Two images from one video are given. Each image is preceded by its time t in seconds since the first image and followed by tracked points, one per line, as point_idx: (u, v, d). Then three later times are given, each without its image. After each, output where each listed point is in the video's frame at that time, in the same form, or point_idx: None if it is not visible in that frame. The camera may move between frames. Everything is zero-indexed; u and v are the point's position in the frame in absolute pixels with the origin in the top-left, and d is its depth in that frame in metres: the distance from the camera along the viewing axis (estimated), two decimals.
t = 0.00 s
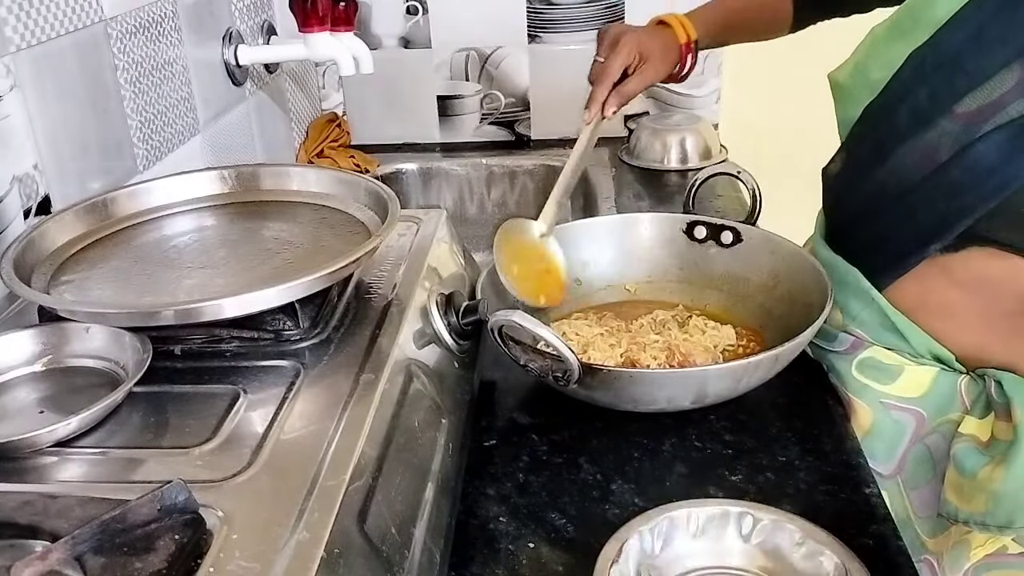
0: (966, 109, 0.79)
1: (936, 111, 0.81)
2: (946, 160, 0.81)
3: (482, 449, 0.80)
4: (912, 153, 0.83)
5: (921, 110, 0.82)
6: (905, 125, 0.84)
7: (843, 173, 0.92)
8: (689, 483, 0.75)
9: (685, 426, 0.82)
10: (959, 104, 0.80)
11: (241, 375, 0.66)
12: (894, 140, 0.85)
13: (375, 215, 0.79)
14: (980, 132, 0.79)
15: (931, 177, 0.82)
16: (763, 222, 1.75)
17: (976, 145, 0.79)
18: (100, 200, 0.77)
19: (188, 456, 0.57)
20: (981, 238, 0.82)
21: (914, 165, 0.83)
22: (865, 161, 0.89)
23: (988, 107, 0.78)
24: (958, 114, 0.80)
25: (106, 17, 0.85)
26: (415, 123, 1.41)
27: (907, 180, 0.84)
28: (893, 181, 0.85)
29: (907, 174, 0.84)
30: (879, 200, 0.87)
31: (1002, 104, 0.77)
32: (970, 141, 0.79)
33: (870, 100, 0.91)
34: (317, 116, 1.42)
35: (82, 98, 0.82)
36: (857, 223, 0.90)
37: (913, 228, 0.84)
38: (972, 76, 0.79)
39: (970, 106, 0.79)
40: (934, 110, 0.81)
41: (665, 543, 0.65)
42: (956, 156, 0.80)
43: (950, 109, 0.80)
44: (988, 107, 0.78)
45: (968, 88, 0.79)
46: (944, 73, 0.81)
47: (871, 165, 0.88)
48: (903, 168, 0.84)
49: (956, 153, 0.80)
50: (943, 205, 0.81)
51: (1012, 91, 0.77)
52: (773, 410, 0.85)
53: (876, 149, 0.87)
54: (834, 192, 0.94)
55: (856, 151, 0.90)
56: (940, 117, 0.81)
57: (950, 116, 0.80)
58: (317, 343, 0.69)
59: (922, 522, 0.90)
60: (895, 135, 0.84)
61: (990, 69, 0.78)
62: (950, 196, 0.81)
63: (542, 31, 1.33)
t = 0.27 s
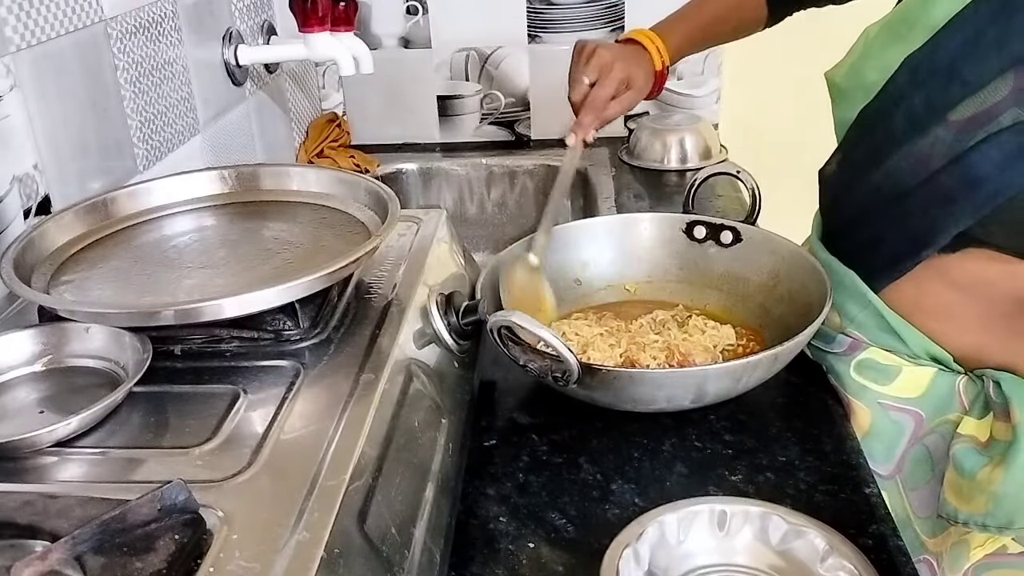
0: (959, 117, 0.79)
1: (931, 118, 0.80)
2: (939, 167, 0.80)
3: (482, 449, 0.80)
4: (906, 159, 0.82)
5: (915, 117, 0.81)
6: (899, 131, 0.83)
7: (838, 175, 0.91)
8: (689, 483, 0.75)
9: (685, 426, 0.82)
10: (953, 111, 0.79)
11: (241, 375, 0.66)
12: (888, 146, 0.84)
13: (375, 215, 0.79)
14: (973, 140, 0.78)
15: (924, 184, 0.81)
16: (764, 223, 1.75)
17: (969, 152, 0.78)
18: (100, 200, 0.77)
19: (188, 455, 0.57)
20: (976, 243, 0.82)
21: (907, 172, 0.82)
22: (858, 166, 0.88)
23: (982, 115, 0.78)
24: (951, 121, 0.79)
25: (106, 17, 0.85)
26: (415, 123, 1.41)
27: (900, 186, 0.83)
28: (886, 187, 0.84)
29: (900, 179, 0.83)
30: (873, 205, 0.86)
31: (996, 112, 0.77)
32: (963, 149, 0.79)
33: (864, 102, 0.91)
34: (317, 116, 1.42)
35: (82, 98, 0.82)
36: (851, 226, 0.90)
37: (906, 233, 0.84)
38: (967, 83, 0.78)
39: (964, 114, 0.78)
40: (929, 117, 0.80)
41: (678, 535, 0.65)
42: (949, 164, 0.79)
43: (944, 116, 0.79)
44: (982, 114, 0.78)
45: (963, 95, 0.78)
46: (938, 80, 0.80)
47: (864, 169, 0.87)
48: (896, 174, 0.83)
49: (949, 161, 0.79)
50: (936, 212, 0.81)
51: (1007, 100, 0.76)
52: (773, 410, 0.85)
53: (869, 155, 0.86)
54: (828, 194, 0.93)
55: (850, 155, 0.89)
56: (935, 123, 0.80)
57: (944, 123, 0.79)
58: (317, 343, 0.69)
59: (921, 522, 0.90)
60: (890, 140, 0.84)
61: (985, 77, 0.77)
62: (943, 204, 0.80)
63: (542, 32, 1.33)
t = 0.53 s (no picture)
0: (969, 116, 0.79)
1: (938, 117, 0.80)
2: (947, 165, 0.81)
3: (482, 449, 0.80)
4: (914, 157, 0.82)
5: (923, 116, 0.81)
6: (907, 130, 0.82)
7: (842, 175, 0.91)
8: (690, 483, 0.75)
9: (685, 426, 0.82)
10: (962, 110, 0.79)
11: (242, 375, 0.66)
12: (894, 145, 0.83)
13: (375, 215, 0.79)
14: (984, 136, 0.79)
15: (933, 182, 0.82)
16: (764, 224, 1.75)
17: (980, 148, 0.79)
18: (100, 200, 0.77)
19: (188, 455, 0.57)
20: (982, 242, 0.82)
21: (915, 170, 0.82)
22: (862, 166, 0.87)
23: (992, 113, 0.78)
24: (961, 120, 0.79)
25: (106, 17, 0.85)
26: (415, 123, 1.41)
27: (908, 185, 0.83)
28: (893, 186, 0.84)
29: (909, 178, 0.83)
30: (878, 204, 0.86)
31: (1005, 110, 0.77)
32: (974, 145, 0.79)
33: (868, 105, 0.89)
34: (317, 116, 1.42)
35: (82, 98, 0.82)
36: (856, 224, 0.90)
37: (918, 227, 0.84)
38: (976, 81, 0.78)
39: (973, 113, 0.78)
40: (936, 115, 0.80)
41: (676, 530, 0.65)
42: (957, 162, 0.80)
43: (953, 115, 0.79)
44: (992, 112, 0.78)
45: (971, 93, 0.78)
46: (946, 78, 0.79)
47: (869, 169, 0.86)
48: (903, 172, 0.83)
49: (958, 158, 0.80)
50: (946, 208, 0.81)
51: (1016, 98, 0.77)
52: (773, 410, 0.85)
53: (876, 154, 0.85)
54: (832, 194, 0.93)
55: (852, 155, 0.88)
56: (943, 122, 0.80)
57: (953, 122, 0.79)
58: (317, 343, 0.69)
59: (919, 524, 0.87)
60: (896, 139, 0.83)
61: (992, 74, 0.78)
62: (950, 200, 0.81)
63: (542, 31, 1.33)
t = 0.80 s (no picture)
0: (974, 109, 0.78)
1: (944, 111, 0.80)
2: (953, 159, 0.80)
3: (482, 449, 0.80)
4: (919, 153, 0.82)
5: (929, 111, 0.81)
6: (913, 125, 0.82)
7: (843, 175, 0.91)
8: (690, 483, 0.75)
9: (685, 426, 0.82)
10: (968, 103, 0.79)
11: (242, 375, 0.66)
12: (900, 140, 0.83)
13: (375, 215, 0.79)
14: (988, 130, 0.77)
15: (937, 176, 0.81)
16: (766, 224, 1.75)
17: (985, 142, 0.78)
18: (100, 200, 0.77)
19: (188, 455, 0.57)
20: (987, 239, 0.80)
21: (920, 165, 0.82)
22: (867, 163, 0.87)
23: (997, 106, 0.77)
24: (966, 113, 0.79)
25: (106, 17, 0.85)
26: (415, 123, 1.41)
27: (913, 180, 0.83)
28: (898, 181, 0.84)
29: (913, 174, 0.83)
30: (883, 201, 0.86)
31: (1011, 103, 0.76)
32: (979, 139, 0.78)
33: (873, 101, 0.89)
34: (317, 116, 1.42)
35: (82, 98, 0.82)
36: (860, 223, 0.89)
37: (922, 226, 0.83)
38: (980, 74, 0.78)
39: (978, 106, 0.78)
40: (942, 110, 0.80)
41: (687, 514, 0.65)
42: (963, 156, 0.79)
43: (957, 108, 0.79)
44: (997, 106, 0.77)
45: (977, 87, 0.78)
46: (952, 73, 0.80)
47: (874, 166, 0.86)
48: (908, 167, 0.83)
49: (965, 152, 0.79)
50: (952, 204, 0.80)
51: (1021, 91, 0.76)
52: (773, 410, 0.85)
53: (881, 151, 0.86)
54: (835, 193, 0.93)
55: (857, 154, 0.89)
56: (948, 116, 0.80)
57: (958, 115, 0.79)
58: (317, 343, 0.69)
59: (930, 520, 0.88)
60: (902, 134, 0.83)
61: (999, 68, 0.77)
62: (955, 196, 0.80)
63: (542, 31, 1.33)
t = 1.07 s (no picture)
0: (977, 104, 0.82)
1: (948, 105, 0.84)
2: (957, 153, 0.83)
3: (482, 449, 0.80)
4: (924, 147, 0.86)
5: (933, 105, 0.86)
6: (917, 120, 0.87)
7: (850, 170, 0.95)
8: (690, 483, 0.75)
9: (685, 425, 0.82)
10: (972, 98, 0.83)
11: (242, 375, 0.66)
12: (905, 135, 0.88)
13: (375, 215, 0.79)
14: (991, 124, 0.81)
15: (941, 171, 0.84)
16: (766, 223, 1.75)
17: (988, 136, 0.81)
18: (100, 200, 0.77)
19: (188, 455, 0.57)
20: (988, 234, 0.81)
21: (925, 159, 0.86)
22: (874, 157, 0.91)
23: (1000, 100, 0.80)
24: (970, 107, 0.82)
25: (106, 17, 0.85)
26: (415, 123, 1.41)
27: (918, 173, 0.86)
28: (902, 175, 0.87)
29: (918, 168, 0.86)
30: (887, 196, 0.89)
31: (1011, 99, 0.79)
32: (983, 133, 0.81)
33: (877, 93, 0.97)
34: (317, 116, 1.42)
35: (82, 98, 0.82)
36: (864, 218, 0.92)
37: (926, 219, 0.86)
38: (986, 69, 0.82)
39: (982, 100, 0.82)
40: (946, 104, 0.85)
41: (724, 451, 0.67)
42: (967, 150, 0.82)
43: (962, 103, 0.83)
44: (1000, 100, 0.80)
45: (982, 82, 0.82)
46: (956, 70, 0.85)
47: (881, 160, 0.90)
48: (914, 161, 0.86)
49: (970, 145, 0.82)
50: (955, 197, 0.83)
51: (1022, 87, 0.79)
52: (773, 410, 0.85)
53: (887, 145, 0.90)
54: (840, 189, 0.95)
55: (865, 149, 0.93)
56: (953, 110, 0.84)
57: (962, 109, 0.83)
58: (317, 343, 0.69)
59: (934, 519, 0.91)
60: (907, 130, 0.88)
61: (1002, 64, 0.81)
62: (958, 191, 0.82)
63: (542, 32, 1.33)
